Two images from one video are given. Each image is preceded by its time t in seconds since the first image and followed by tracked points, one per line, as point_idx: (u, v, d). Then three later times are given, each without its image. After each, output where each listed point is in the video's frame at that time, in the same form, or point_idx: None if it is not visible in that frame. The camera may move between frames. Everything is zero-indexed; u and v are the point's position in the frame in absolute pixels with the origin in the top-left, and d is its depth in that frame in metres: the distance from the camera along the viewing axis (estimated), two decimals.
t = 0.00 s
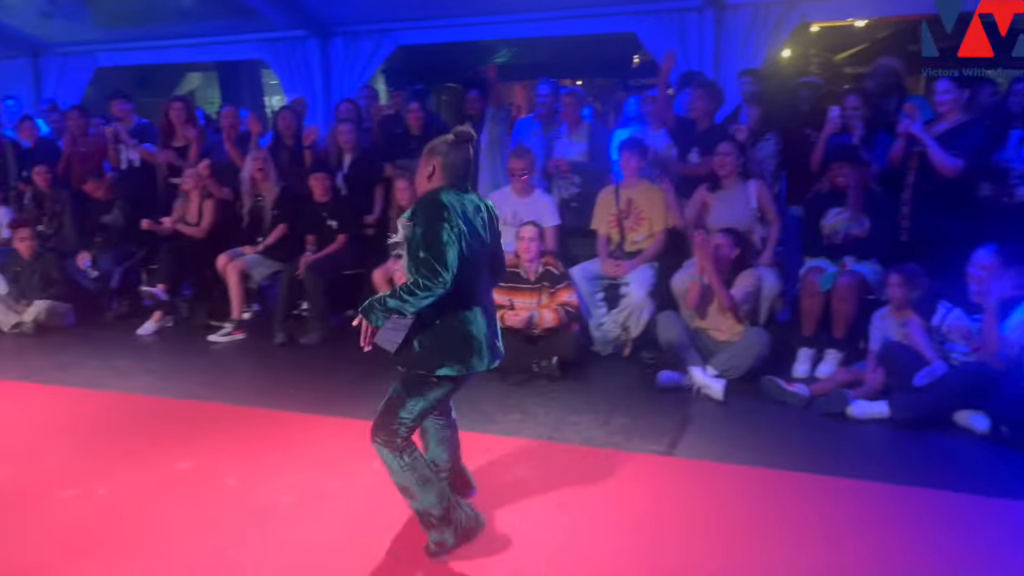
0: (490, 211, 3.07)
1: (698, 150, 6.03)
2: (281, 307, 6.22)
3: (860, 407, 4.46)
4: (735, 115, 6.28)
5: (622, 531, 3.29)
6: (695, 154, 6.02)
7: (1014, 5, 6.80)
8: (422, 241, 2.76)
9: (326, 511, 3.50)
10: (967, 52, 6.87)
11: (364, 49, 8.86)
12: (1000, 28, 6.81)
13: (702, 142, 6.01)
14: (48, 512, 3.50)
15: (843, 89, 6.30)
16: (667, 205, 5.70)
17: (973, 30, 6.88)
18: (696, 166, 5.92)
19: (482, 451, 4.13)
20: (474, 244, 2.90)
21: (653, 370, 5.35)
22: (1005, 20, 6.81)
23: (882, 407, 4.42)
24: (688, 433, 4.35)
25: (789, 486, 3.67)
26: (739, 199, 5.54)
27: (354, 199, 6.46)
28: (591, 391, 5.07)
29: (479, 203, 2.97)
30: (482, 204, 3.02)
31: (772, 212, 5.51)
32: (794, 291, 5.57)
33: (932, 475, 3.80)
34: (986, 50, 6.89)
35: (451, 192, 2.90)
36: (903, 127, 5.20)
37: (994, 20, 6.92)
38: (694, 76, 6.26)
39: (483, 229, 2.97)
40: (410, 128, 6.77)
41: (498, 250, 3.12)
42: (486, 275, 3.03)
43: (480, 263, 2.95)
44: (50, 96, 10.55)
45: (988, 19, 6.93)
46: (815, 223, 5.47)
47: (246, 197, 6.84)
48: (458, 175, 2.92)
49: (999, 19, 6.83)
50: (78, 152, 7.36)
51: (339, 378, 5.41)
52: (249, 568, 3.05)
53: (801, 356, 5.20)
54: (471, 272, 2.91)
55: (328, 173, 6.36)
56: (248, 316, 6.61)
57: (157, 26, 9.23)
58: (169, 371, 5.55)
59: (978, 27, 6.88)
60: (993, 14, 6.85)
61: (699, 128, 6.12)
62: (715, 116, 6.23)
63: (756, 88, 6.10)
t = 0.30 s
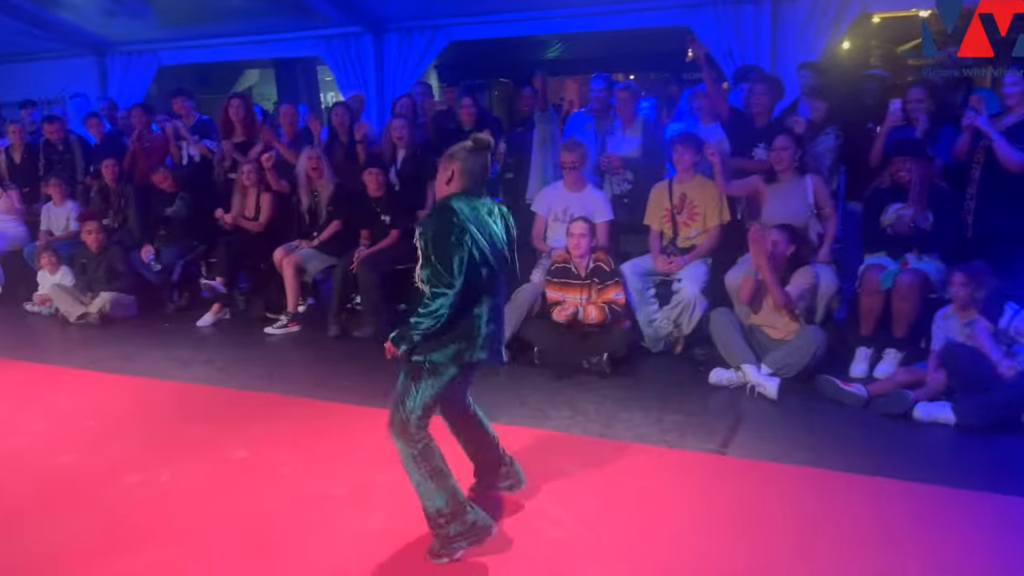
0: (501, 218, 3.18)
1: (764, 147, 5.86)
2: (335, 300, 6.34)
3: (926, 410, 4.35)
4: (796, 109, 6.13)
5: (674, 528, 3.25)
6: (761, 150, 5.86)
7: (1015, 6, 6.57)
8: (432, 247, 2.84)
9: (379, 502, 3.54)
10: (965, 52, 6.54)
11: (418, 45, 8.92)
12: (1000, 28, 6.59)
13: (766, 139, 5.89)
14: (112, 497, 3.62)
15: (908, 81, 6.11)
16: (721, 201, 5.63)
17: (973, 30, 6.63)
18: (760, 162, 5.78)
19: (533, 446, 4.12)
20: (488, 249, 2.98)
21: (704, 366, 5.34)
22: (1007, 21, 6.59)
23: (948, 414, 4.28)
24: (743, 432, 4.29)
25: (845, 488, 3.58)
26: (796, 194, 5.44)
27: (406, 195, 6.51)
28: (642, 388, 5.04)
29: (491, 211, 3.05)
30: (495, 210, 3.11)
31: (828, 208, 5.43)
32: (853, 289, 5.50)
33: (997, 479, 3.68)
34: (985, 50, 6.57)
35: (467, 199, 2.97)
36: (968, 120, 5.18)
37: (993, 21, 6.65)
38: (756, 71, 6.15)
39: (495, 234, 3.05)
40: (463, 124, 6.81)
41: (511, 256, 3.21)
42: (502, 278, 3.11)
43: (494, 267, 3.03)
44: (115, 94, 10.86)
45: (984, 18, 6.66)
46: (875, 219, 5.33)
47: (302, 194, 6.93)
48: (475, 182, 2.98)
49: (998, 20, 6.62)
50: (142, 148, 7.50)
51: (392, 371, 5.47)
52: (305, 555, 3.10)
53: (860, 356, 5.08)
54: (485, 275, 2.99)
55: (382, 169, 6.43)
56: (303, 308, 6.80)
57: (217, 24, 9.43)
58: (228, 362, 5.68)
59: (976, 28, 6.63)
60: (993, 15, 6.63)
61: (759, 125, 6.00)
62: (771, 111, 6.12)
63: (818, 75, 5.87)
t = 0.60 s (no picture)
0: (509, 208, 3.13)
1: (807, 141, 5.74)
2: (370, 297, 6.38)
3: (963, 408, 4.28)
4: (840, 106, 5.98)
5: (705, 529, 3.22)
6: (804, 146, 5.75)
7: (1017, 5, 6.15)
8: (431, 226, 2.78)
9: (411, 498, 3.56)
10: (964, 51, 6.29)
11: (452, 42, 8.94)
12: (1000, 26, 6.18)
13: (806, 136, 5.79)
14: (151, 489, 3.70)
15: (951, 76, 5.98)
16: (758, 196, 5.55)
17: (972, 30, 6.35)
18: (800, 156, 5.68)
19: (566, 444, 4.11)
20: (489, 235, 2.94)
21: (740, 365, 5.28)
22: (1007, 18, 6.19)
23: (988, 413, 4.19)
24: (778, 431, 4.24)
25: (883, 490, 3.52)
26: (836, 190, 5.35)
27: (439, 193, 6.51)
28: (674, 385, 5.00)
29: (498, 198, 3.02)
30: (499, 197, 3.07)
31: (869, 204, 5.30)
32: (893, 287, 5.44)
33: None
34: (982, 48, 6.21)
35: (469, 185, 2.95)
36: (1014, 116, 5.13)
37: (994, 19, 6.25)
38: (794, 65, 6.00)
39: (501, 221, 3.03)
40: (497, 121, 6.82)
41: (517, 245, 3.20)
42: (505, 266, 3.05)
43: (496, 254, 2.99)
44: (156, 93, 11.05)
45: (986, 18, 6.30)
46: (917, 216, 5.23)
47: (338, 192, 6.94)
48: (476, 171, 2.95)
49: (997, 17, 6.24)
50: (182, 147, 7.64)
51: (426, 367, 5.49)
52: (339, 550, 3.13)
53: (900, 356, 4.94)
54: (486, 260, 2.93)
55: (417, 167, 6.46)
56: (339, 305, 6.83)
57: (255, 24, 9.55)
58: (264, 358, 5.75)
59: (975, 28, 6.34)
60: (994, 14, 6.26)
61: (790, 120, 5.92)
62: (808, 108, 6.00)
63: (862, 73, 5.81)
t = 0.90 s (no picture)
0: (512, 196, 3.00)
1: (827, 140, 5.73)
2: (396, 295, 6.42)
3: (997, 410, 4.20)
4: (871, 104, 5.93)
5: (732, 530, 3.20)
6: (823, 144, 5.73)
7: (1016, 6, 6.61)
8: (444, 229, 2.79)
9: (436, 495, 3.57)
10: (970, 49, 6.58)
11: (478, 40, 8.95)
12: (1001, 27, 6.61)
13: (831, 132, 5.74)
14: (180, 485, 3.75)
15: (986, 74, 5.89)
16: (786, 194, 5.49)
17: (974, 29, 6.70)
18: (823, 154, 5.63)
19: (591, 443, 4.10)
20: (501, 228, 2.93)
21: (768, 364, 5.25)
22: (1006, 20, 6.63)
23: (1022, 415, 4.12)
24: (806, 432, 4.19)
25: (913, 491, 3.47)
26: (866, 187, 5.29)
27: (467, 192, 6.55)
28: (700, 384, 4.97)
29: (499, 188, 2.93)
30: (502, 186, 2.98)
31: (901, 202, 5.24)
32: (924, 286, 5.38)
33: None
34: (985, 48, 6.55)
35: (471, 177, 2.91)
36: None
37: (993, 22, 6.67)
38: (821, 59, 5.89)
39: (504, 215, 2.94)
40: (523, 119, 6.84)
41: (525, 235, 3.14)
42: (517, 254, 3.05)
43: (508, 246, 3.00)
44: (186, 94, 11.19)
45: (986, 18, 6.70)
46: (949, 215, 5.14)
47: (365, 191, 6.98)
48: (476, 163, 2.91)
49: (996, 18, 6.69)
50: (212, 146, 7.73)
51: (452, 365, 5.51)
52: (365, 547, 3.15)
53: (931, 356, 4.90)
54: (497, 253, 2.93)
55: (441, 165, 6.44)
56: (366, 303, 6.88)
57: (282, 24, 9.64)
58: (291, 355, 5.80)
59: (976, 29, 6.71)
60: (993, 14, 6.71)
61: (809, 118, 5.87)
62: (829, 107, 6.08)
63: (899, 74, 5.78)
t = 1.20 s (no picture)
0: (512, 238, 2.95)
1: (846, 138, 5.70)
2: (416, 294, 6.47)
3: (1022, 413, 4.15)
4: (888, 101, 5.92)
5: (752, 530, 3.18)
6: (842, 142, 5.70)
7: (1016, 6, 6.51)
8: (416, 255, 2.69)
9: (455, 494, 3.58)
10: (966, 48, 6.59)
11: (498, 39, 8.95)
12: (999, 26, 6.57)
13: (849, 132, 5.71)
14: (202, 481, 3.79)
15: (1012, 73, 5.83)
16: (807, 192, 5.44)
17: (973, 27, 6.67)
18: (843, 154, 5.61)
19: (610, 442, 4.10)
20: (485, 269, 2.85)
21: (788, 364, 5.22)
22: (1007, 19, 6.56)
23: None
24: (827, 432, 4.16)
25: (936, 493, 3.43)
26: (889, 185, 5.24)
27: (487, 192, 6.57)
28: (720, 384, 4.95)
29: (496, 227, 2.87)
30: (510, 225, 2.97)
31: (924, 201, 5.18)
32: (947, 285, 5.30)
33: None
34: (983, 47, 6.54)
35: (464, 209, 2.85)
36: None
37: (994, 21, 6.62)
38: (842, 56, 5.88)
39: (495, 255, 2.88)
40: (542, 119, 6.87)
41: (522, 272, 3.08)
42: (508, 295, 2.98)
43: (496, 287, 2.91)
44: (208, 94, 11.28)
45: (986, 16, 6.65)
46: (972, 216, 5.09)
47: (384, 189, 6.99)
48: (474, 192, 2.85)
49: (997, 17, 6.62)
50: (233, 146, 7.79)
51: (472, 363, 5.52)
52: (384, 543, 3.17)
53: (954, 357, 4.83)
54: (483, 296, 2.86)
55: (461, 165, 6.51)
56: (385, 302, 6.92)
57: (303, 24, 9.69)
58: (312, 354, 5.84)
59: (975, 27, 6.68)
60: (993, 14, 6.64)
61: (830, 118, 5.83)
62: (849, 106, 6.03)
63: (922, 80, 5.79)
